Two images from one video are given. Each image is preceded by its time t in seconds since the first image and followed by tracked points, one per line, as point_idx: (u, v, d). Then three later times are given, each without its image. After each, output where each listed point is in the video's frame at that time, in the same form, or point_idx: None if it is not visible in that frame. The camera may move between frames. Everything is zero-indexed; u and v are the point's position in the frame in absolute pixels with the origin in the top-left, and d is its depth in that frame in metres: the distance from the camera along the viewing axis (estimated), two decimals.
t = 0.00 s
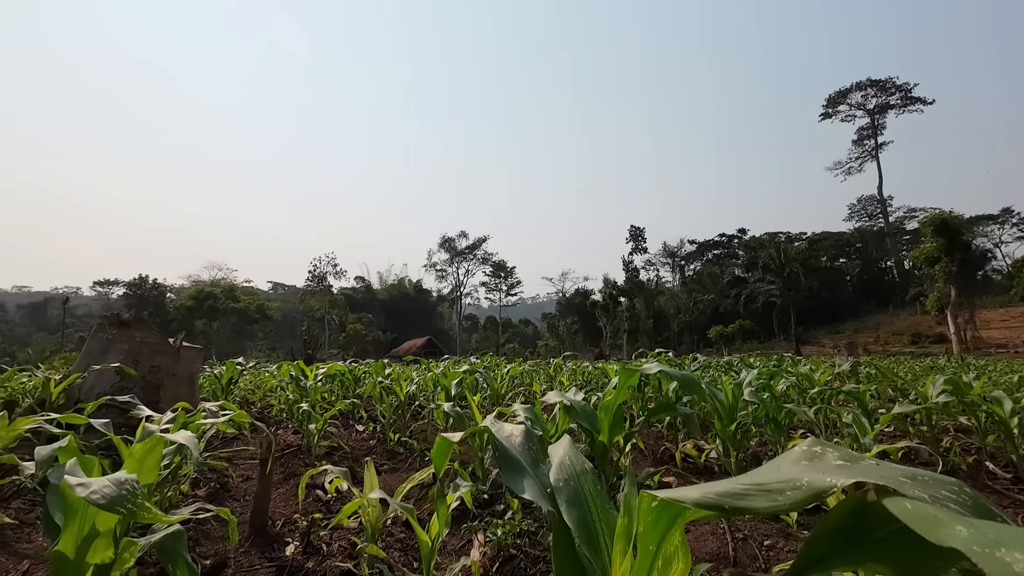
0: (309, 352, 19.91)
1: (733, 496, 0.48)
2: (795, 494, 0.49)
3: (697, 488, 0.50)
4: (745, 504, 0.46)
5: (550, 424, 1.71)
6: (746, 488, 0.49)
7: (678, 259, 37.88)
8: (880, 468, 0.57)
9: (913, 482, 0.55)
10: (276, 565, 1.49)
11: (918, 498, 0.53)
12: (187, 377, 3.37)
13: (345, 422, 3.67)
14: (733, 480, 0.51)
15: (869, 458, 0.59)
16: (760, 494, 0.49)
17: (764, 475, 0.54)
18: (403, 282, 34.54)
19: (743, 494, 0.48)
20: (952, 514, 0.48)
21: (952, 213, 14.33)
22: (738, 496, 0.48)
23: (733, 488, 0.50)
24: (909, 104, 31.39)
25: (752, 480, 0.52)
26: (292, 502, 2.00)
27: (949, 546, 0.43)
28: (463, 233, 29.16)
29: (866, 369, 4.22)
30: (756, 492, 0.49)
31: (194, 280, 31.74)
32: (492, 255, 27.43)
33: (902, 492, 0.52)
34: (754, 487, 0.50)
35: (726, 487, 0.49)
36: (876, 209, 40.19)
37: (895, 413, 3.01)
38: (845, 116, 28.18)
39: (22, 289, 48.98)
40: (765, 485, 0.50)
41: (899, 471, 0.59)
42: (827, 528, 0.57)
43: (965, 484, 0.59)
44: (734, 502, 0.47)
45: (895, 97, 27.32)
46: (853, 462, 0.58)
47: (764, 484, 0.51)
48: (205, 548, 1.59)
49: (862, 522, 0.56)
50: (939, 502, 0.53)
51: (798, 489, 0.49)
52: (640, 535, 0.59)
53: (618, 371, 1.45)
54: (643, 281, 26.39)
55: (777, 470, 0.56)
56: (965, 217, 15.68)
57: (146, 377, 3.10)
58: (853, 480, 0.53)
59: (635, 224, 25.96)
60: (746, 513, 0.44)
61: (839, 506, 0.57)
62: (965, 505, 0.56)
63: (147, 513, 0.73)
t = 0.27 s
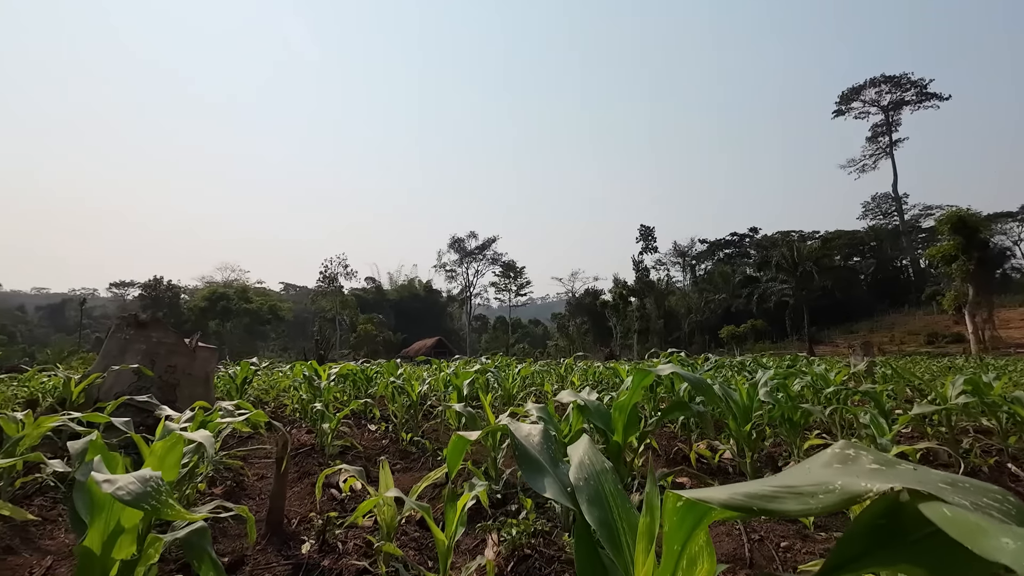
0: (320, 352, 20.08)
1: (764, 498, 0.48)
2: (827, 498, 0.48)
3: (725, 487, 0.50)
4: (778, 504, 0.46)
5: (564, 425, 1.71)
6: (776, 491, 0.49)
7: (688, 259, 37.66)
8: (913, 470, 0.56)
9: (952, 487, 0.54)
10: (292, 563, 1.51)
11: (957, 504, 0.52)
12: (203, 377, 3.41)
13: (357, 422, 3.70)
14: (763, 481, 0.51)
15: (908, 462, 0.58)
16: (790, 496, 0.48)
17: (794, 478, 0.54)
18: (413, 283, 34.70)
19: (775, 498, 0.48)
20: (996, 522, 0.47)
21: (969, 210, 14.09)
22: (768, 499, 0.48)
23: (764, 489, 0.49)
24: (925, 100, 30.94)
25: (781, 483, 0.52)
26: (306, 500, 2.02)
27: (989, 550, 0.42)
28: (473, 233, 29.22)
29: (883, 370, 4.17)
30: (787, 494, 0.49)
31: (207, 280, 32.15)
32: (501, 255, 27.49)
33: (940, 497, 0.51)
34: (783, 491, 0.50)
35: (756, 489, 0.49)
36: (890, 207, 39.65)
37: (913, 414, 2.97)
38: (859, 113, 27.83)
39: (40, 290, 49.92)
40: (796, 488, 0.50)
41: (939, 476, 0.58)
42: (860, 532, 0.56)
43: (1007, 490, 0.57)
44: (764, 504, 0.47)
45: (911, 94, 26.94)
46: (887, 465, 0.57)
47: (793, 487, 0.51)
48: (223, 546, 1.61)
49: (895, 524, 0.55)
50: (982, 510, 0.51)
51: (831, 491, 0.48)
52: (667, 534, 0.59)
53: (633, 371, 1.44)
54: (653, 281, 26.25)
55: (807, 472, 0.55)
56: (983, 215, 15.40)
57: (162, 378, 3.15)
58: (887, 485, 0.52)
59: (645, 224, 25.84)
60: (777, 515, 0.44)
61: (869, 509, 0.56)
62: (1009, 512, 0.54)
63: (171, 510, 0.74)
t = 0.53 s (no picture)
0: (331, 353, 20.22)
1: (799, 501, 0.47)
2: (867, 501, 0.48)
3: (760, 491, 0.50)
4: (815, 506, 0.45)
5: (579, 425, 1.70)
6: (812, 492, 0.49)
7: (699, 258, 37.40)
8: (954, 474, 0.54)
9: (999, 492, 0.52)
10: (310, 561, 1.52)
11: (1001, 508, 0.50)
12: (219, 378, 3.46)
13: (370, 422, 3.72)
14: (796, 484, 0.51)
15: (947, 464, 0.56)
16: (828, 498, 0.48)
17: (830, 480, 0.53)
18: (423, 283, 34.82)
19: (811, 499, 0.48)
20: None
21: (987, 208, 13.84)
22: (806, 500, 0.47)
23: (799, 492, 0.49)
24: (940, 96, 30.47)
25: (817, 486, 0.52)
26: (323, 500, 2.05)
27: None
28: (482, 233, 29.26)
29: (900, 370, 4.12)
30: (823, 495, 0.49)
31: (220, 281, 32.52)
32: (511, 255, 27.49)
33: (985, 501, 0.50)
34: (820, 492, 0.49)
35: (789, 491, 0.49)
36: (905, 205, 39.12)
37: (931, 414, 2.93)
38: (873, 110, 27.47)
39: (57, 291, 50.87)
40: (834, 489, 0.50)
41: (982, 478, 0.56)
42: (897, 534, 0.55)
43: None
44: (801, 505, 0.46)
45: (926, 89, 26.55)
46: (927, 467, 0.55)
47: (828, 488, 0.51)
48: (242, 544, 1.64)
49: (931, 526, 0.54)
50: None
51: (873, 497, 0.47)
52: (696, 533, 0.59)
53: (649, 372, 1.44)
54: (664, 280, 26.10)
55: (841, 476, 0.55)
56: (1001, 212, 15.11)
57: (179, 378, 3.20)
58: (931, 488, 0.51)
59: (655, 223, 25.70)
60: (815, 520, 0.43)
61: (907, 510, 0.54)
62: None
63: (198, 509, 0.76)
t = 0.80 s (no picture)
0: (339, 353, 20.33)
1: (828, 508, 0.47)
2: (898, 510, 0.47)
3: (785, 496, 0.49)
4: (842, 515, 0.45)
5: (590, 425, 1.70)
6: (840, 499, 0.48)
7: (707, 258, 37.22)
8: (990, 481, 0.53)
9: None
10: (321, 561, 1.53)
11: None
12: (230, 377, 3.49)
13: (379, 422, 3.74)
14: (823, 490, 0.50)
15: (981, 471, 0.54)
16: (857, 506, 0.47)
17: (858, 486, 0.52)
18: (430, 283, 34.93)
19: (840, 507, 0.47)
20: None
21: (1000, 206, 13.68)
22: (834, 508, 0.47)
23: (826, 498, 0.48)
24: (952, 93, 30.14)
25: (844, 490, 0.51)
26: (334, 500, 2.06)
27: None
28: (489, 233, 29.28)
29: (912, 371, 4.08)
30: (852, 502, 0.48)
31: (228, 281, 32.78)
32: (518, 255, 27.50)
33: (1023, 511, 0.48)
34: (849, 500, 0.48)
35: (816, 497, 0.48)
36: (915, 203, 38.72)
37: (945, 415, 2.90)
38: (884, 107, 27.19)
39: (69, 292, 51.55)
40: (863, 496, 0.49)
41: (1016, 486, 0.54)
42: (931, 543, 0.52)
43: None
44: (829, 512, 0.46)
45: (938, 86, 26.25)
46: (961, 475, 0.53)
47: (854, 495, 0.50)
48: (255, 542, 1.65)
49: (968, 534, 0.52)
50: None
51: (904, 505, 0.47)
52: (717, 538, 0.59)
53: (660, 373, 1.43)
54: (671, 280, 26.00)
55: (869, 482, 0.54)
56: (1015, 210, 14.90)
57: (191, 378, 3.23)
58: (965, 496, 0.49)
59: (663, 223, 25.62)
60: (844, 526, 0.42)
61: (940, 518, 0.52)
62: None
63: (212, 509, 0.76)
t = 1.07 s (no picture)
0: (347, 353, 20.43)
1: (849, 505, 0.46)
2: (927, 507, 0.46)
3: (805, 492, 0.49)
4: (865, 513, 0.44)
5: (598, 424, 1.71)
6: (862, 496, 0.48)
7: (714, 257, 37.04)
8: (1017, 479, 0.52)
9: None
10: (331, 559, 1.53)
11: None
12: (240, 376, 3.51)
13: (388, 421, 3.76)
14: (846, 487, 0.49)
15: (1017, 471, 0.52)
16: (881, 505, 0.46)
17: (882, 485, 0.52)
18: (437, 283, 35.03)
19: (863, 504, 0.46)
20: None
21: (1013, 203, 13.49)
22: (856, 506, 0.46)
23: (848, 496, 0.48)
24: (964, 89, 29.81)
25: (868, 488, 0.50)
26: (343, 498, 2.07)
27: None
28: (496, 234, 29.30)
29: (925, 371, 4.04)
30: (876, 501, 0.47)
31: (238, 281, 33.05)
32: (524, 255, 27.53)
33: None
34: (872, 497, 0.48)
35: (838, 495, 0.48)
36: (927, 202, 38.37)
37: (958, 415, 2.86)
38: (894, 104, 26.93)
39: (81, 291, 52.23)
40: (887, 495, 0.48)
41: None
42: (960, 546, 0.50)
43: None
44: (852, 510, 0.45)
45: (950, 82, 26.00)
46: (989, 472, 0.52)
47: (878, 493, 0.49)
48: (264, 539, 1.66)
49: (997, 536, 0.50)
50: None
51: (931, 502, 0.46)
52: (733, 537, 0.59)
53: (671, 370, 1.43)
54: (678, 279, 25.88)
55: (892, 477, 0.53)
56: None
57: (201, 377, 3.26)
58: (995, 494, 0.48)
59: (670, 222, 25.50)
60: (867, 524, 0.42)
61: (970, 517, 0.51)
62: None
63: (228, 504, 0.77)
